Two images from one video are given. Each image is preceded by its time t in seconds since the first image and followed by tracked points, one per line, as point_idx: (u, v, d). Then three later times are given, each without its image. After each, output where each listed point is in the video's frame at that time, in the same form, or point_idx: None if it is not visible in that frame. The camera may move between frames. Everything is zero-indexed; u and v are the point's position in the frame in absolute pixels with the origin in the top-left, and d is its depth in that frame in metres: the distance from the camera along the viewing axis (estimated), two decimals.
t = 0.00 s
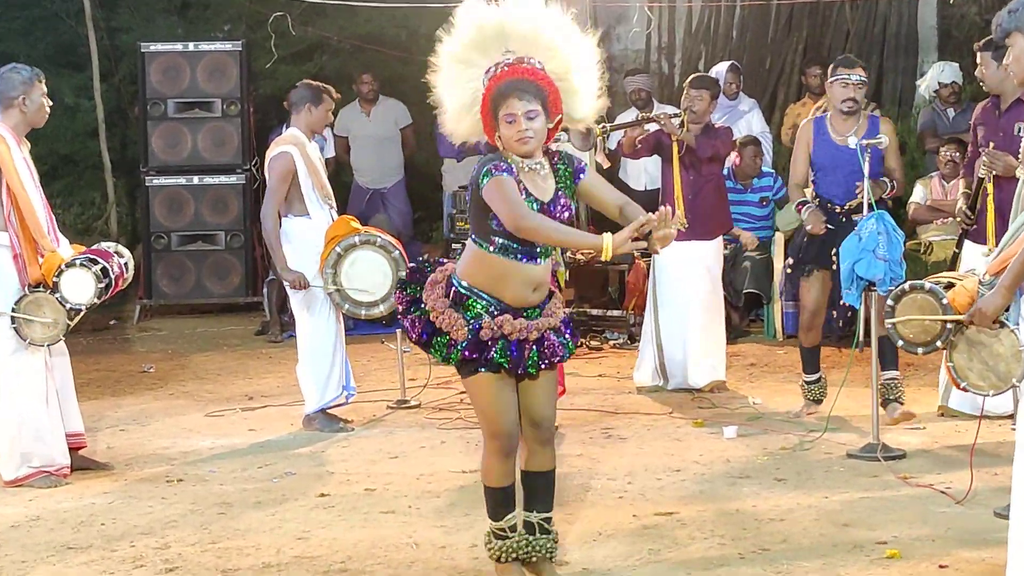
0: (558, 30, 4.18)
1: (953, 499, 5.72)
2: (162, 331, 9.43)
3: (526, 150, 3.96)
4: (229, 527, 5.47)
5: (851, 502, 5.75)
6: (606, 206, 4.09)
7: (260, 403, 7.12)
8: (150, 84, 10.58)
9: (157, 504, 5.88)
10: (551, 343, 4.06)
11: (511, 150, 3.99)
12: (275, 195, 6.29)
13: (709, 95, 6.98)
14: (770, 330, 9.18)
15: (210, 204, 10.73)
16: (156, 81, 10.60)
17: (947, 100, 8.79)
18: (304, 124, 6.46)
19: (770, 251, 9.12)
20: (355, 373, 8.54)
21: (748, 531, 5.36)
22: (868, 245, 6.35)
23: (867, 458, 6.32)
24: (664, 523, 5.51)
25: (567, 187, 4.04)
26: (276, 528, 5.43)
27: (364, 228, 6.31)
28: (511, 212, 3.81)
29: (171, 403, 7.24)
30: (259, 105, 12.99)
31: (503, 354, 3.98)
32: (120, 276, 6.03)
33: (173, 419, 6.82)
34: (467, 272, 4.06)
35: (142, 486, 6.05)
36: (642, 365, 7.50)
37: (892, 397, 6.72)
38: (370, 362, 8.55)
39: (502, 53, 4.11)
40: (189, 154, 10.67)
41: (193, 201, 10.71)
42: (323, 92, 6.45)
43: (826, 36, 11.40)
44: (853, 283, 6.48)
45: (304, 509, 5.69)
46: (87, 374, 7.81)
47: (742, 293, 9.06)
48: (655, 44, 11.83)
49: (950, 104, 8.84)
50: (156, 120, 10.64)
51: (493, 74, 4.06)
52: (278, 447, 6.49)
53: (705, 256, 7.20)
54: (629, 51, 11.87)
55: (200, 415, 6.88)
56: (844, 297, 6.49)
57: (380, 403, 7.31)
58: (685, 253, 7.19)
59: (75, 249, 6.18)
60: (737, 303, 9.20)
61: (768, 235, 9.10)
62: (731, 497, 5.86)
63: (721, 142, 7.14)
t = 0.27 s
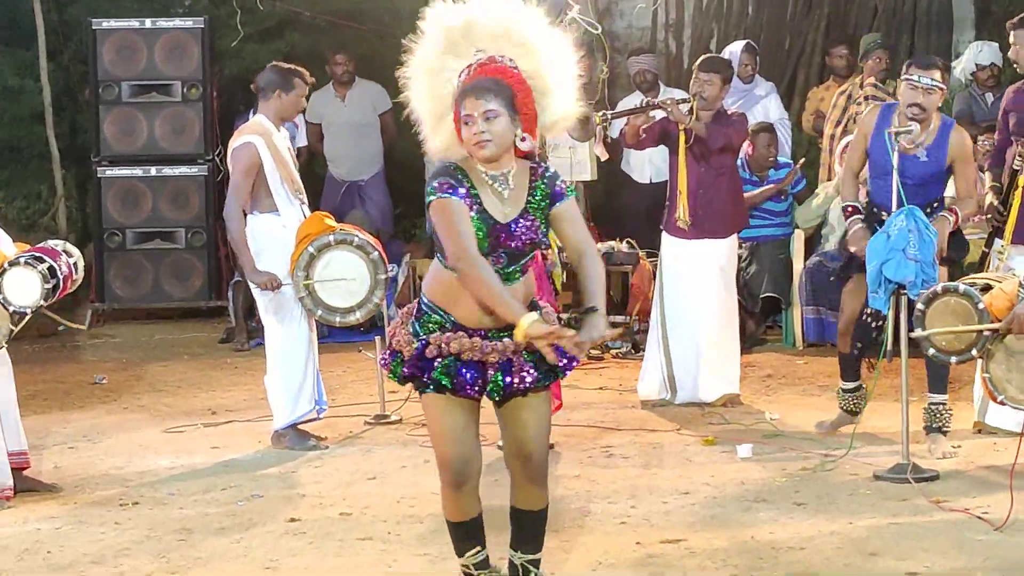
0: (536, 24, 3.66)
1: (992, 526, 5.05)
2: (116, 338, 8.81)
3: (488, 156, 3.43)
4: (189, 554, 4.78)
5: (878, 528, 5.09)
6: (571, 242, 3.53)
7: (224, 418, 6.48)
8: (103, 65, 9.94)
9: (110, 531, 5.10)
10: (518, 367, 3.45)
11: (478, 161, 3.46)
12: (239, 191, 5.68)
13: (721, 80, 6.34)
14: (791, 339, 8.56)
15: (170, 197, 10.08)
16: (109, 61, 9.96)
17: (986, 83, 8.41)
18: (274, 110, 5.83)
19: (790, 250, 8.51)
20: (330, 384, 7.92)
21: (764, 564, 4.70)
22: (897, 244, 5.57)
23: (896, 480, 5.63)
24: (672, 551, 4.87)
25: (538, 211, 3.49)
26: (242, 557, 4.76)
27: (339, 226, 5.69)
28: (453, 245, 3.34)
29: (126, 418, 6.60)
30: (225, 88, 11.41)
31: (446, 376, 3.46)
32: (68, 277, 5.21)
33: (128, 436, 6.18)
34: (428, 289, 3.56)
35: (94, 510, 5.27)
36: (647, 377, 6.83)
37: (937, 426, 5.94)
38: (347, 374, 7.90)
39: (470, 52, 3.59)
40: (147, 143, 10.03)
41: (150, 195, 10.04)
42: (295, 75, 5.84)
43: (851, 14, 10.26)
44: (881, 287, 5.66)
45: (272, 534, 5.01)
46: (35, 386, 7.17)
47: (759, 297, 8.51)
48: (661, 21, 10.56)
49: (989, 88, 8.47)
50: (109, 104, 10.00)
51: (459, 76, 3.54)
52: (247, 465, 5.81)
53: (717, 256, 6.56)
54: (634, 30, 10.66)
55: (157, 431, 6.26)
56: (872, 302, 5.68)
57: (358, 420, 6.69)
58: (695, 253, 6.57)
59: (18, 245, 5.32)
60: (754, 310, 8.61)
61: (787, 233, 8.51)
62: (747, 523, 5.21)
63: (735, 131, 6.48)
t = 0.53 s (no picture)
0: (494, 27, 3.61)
1: (1010, 533, 4.84)
2: (103, 337, 8.60)
3: (416, 150, 3.35)
4: (178, 561, 4.57)
5: (892, 535, 4.88)
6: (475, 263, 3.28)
7: (215, 420, 6.28)
8: (90, 55, 9.74)
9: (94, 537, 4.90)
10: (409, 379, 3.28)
11: (415, 159, 3.38)
12: (226, 182, 5.44)
13: (728, 70, 6.18)
14: (801, 339, 8.34)
15: (158, 191, 9.87)
16: (95, 52, 9.76)
17: (1004, 73, 8.34)
18: (267, 100, 5.64)
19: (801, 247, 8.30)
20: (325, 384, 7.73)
21: (775, 572, 4.49)
22: (912, 241, 5.35)
23: (910, 485, 5.41)
24: (678, 559, 4.67)
25: (450, 219, 3.30)
26: (233, 563, 4.55)
27: (334, 221, 5.56)
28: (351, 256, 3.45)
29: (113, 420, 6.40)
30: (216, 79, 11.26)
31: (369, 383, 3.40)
32: (56, 274, 4.92)
33: (116, 438, 5.98)
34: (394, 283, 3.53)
35: (79, 515, 5.07)
36: (653, 378, 6.64)
37: (955, 430, 5.74)
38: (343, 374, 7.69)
39: (435, 44, 3.57)
40: (135, 135, 9.82)
41: (139, 189, 9.84)
42: (286, 64, 5.65)
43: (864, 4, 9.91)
44: (895, 284, 5.46)
45: (263, 541, 4.80)
46: (20, 386, 6.97)
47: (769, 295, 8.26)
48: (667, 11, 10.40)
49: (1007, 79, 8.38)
50: (96, 95, 9.81)
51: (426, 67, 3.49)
52: (237, 469, 5.60)
53: (725, 253, 6.36)
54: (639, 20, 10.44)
55: (146, 433, 6.06)
56: (885, 300, 5.47)
57: (354, 422, 6.49)
58: (701, 249, 6.38)
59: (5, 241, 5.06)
60: (764, 309, 8.35)
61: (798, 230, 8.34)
62: (756, 529, 5.00)
63: (744, 123, 6.30)
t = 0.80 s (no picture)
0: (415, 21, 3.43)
1: (1018, 532, 4.80)
2: (107, 334, 8.59)
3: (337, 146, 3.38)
4: (181, 559, 4.54)
5: (899, 534, 4.85)
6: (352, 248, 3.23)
7: (219, 417, 6.26)
8: (94, 50, 9.71)
9: (97, 534, 4.88)
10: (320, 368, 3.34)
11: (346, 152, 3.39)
12: (233, 178, 5.47)
13: (735, 65, 6.15)
14: (807, 336, 8.30)
15: (163, 187, 9.87)
16: (99, 47, 9.74)
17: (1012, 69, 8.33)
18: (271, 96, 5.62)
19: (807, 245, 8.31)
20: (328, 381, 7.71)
21: (781, 571, 4.46)
22: (919, 238, 5.33)
23: (917, 484, 5.39)
24: (684, 558, 4.64)
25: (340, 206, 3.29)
26: (236, 561, 4.52)
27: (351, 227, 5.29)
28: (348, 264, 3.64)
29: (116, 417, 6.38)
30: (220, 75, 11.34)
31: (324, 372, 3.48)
32: (64, 269, 4.90)
33: (119, 435, 5.96)
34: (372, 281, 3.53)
35: (82, 513, 5.05)
36: (659, 376, 6.64)
37: (967, 427, 5.83)
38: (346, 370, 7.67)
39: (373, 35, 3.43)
40: (140, 131, 9.80)
41: (143, 185, 9.82)
42: (294, 61, 5.62)
43: None
44: (902, 282, 5.41)
45: (267, 539, 4.77)
46: (23, 383, 6.96)
47: (774, 294, 8.18)
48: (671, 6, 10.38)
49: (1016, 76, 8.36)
50: (99, 91, 9.78)
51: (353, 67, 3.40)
52: (241, 467, 5.58)
53: (731, 250, 6.34)
54: (644, 15, 10.42)
55: (149, 431, 6.04)
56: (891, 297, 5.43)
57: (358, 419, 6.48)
58: (708, 246, 6.36)
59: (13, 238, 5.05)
60: (770, 307, 8.28)
61: (804, 228, 8.34)
62: (761, 528, 4.98)
63: (751, 119, 6.25)
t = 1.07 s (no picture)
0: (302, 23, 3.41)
1: None
2: (116, 333, 8.60)
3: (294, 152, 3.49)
4: (190, 560, 4.55)
5: (907, 535, 4.84)
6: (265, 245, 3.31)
7: (227, 418, 6.27)
8: (103, 51, 9.72)
9: (106, 535, 4.89)
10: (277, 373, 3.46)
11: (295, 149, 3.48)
12: (241, 180, 5.46)
13: (743, 66, 6.16)
14: (815, 336, 8.30)
15: (171, 188, 9.86)
16: (108, 47, 9.75)
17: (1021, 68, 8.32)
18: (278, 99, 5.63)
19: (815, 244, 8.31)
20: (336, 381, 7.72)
21: (790, 572, 4.46)
22: (927, 239, 5.32)
23: (924, 485, 5.38)
24: (691, 559, 4.64)
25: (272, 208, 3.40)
26: (245, 562, 4.52)
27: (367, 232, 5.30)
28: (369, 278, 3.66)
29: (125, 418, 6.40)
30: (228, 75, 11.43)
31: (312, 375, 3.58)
32: (78, 266, 4.90)
33: (128, 436, 5.97)
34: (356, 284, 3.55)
35: (91, 513, 5.06)
36: (667, 377, 6.64)
37: (975, 428, 5.78)
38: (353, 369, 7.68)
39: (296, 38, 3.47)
40: (148, 131, 9.81)
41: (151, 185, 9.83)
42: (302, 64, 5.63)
43: None
44: (909, 283, 5.40)
45: (275, 539, 4.77)
46: (32, 384, 6.97)
47: (783, 293, 8.17)
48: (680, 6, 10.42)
49: None
50: (108, 90, 9.79)
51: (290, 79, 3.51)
52: (249, 467, 5.58)
53: (739, 251, 6.34)
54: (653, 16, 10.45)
55: (157, 431, 6.05)
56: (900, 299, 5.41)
57: (366, 420, 6.49)
58: (716, 247, 6.37)
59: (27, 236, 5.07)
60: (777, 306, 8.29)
61: (812, 227, 8.35)
62: (769, 530, 4.97)
63: (757, 120, 6.28)
